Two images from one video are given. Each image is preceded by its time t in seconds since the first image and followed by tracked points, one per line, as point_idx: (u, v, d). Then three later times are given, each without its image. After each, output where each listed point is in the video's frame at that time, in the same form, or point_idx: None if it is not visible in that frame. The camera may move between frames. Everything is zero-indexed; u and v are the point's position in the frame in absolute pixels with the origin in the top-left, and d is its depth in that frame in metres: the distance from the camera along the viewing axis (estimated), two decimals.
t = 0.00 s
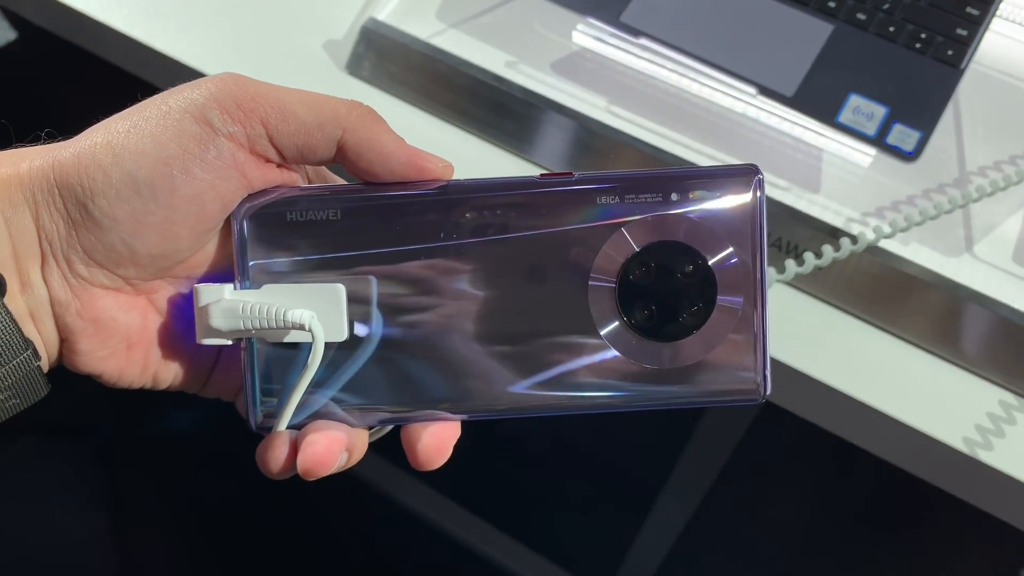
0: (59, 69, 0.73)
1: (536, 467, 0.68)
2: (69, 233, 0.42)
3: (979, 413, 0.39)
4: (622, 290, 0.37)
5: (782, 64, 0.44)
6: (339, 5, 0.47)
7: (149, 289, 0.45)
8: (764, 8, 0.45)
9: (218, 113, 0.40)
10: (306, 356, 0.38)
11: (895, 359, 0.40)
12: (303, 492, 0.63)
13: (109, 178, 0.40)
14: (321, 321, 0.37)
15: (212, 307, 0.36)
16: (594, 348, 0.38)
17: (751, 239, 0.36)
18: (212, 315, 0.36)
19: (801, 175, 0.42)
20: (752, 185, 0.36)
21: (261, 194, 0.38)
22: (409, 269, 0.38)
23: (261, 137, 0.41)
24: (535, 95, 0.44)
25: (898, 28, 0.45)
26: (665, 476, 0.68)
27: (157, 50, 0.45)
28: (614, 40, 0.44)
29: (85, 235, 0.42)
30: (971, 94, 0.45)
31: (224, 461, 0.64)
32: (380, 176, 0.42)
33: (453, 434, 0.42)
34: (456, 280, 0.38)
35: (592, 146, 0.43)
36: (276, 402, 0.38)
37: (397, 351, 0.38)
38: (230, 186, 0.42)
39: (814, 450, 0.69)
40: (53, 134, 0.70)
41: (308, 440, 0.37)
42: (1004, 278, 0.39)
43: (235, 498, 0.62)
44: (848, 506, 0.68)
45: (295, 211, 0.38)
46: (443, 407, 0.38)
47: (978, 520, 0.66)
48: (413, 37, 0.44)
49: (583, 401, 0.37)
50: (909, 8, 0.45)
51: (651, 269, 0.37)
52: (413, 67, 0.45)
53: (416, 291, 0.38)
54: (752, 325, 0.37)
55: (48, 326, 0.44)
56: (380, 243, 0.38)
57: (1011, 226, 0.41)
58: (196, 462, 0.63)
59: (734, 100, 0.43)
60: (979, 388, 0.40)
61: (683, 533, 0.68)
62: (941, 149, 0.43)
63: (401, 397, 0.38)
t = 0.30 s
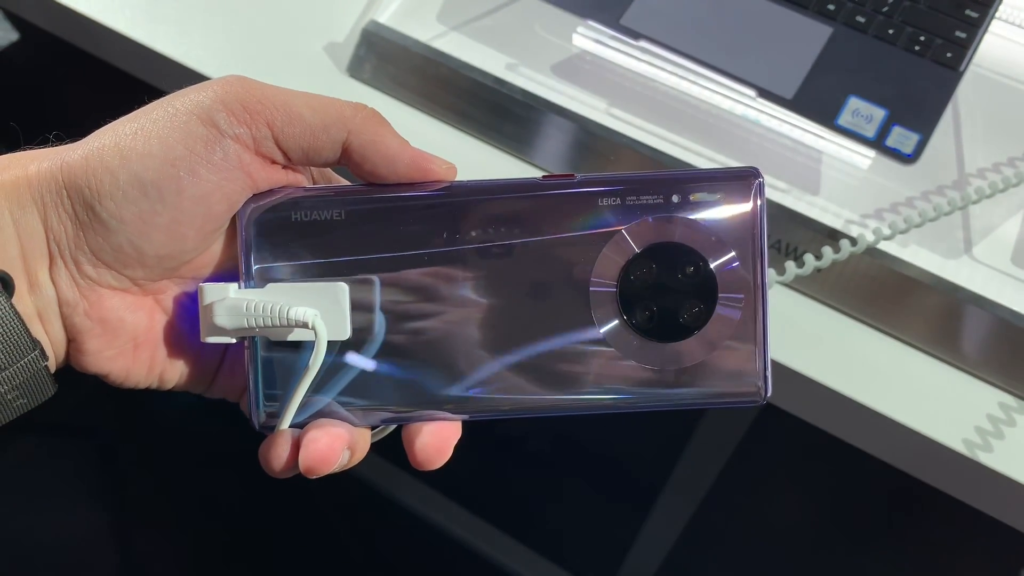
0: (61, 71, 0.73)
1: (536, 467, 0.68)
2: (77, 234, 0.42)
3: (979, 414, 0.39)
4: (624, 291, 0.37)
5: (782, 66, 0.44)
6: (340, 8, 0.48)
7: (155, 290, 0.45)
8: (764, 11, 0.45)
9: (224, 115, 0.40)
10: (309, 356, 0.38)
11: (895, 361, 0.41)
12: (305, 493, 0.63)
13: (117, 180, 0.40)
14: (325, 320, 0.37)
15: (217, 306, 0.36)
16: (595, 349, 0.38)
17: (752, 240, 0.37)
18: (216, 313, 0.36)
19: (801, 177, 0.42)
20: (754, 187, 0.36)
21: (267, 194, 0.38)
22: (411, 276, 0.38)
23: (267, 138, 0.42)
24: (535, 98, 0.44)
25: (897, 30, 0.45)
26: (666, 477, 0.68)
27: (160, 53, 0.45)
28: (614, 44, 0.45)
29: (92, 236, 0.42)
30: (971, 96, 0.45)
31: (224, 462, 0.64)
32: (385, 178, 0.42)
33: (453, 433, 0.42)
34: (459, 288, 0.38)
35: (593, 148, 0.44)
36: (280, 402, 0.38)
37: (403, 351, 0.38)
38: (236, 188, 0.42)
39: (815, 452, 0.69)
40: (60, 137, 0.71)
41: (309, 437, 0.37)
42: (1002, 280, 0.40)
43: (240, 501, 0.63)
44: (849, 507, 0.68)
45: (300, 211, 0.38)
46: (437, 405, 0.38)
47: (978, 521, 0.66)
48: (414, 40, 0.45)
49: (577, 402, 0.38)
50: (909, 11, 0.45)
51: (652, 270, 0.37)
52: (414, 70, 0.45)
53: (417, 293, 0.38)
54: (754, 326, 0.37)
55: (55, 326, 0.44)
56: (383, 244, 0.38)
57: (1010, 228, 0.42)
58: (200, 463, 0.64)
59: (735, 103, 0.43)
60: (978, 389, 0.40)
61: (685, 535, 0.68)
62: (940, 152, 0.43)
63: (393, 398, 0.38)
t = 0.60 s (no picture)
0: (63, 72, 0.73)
1: (537, 469, 0.68)
2: (81, 230, 0.42)
3: (982, 417, 0.39)
4: (625, 286, 0.37)
5: (783, 67, 0.44)
6: (341, 9, 0.48)
7: (159, 286, 0.45)
8: (765, 12, 0.45)
9: (227, 111, 0.40)
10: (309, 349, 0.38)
11: (898, 364, 0.40)
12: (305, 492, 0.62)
13: (121, 176, 0.40)
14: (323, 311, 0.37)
15: (218, 297, 0.37)
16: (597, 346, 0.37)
17: (755, 233, 0.36)
18: (216, 305, 0.36)
19: (802, 178, 0.42)
20: (757, 181, 0.36)
21: (269, 188, 0.39)
22: (411, 276, 0.38)
23: (269, 134, 0.42)
24: (535, 99, 0.44)
25: (898, 32, 0.45)
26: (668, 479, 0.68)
27: (161, 53, 0.45)
28: (614, 44, 0.45)
29: (96, 232, 0.42)
30: (972, 98, 0.45)
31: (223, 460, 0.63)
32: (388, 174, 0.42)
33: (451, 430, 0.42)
34: (474, 300, 0.38)
35: (594, 150, 0.44)
36: (280, 396, 0.38)
37: (403, 354, 0.38)
38: (238, 184, 0.43)
39: (816, 455, 0.69)
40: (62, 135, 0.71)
41: (308, 430, 0.37)
42: (1003, 282, 0.39)
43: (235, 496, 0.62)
44: (851, 510, 0.68)
45: (301, 204, 0.39)
46: (423, 398, 0.38)
47: (980, 525, 0.66)
48: (415, 41, 0.45)
49: (590, 398, 0.37)
50: (910, 13, 0.45)
51: (653, 263, 0.37)
52: (415, 71, 0.45)
53: (418, 293, 0.38)
54: (758, 319, 0.36)
55: (58, 322, 0.44)
56: (383, 242, 0.38)
57: (1012, 229, 0.41)
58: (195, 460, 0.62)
59: (735, 103, 0.43)
60: (981, 392, 0.40)
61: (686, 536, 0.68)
62: (941, 153, 0.43)
63: (387, 395, 0.38)
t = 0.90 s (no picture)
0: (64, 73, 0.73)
1: (537, 471, 0.68)
2: (84, 233, 0.42)
3: (984, 420, 0.39)
4: (626, 288, 0.37)
5: (784, 69, 0.44)
6: (341, 11, 0.48)
7: (161, 289, 0.45)
8: (766, 14, 0.45)
9: (230, 116, 0.40)
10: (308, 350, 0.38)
11: (899, 366, 0.40)
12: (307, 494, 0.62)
13: (125, 180, 0.40)
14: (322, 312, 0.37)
15: (217, 297, 0.37)
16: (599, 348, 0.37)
17: (757, 236, 0.36)
18: (216, 304, 0.37)
19: (803, 180, 0.42)
20: (758, 188, 0.36)
21: (272, 191, 0.39)
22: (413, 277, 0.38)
23: (272, 139, 0.42)
24: (536, 101, 0.44)
25: (899, 33, 0.45)
26: (669, 480, 0.68)
27: (163, 57, 0.45)
28: (615, 47, 0.45)
29: (100, 236, 0.42)
30: (973, 98, 0.45)
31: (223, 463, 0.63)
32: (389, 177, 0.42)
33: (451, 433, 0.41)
34: (489, 315, 0.38)
35: (596, 151, 0.44)
36: (279, 400, 0.38)
37: (402, 357, 0.38)
38: (241, 187, 0.43)
39: (817, 456, 0.69)
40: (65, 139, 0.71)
41: (306, 430, 0.37)
42: (1005, 283, 0.39)
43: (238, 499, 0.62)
44: (853, 512, 0.68)
45: (303, 206, 0.39)
46: (429, 400, 0.37)
47: (981, 524, 0.66)
48: (415, 43, 0.45)
49: (592, 403, 0.36)
50: (910, 14, 0.45)
51: (653, 266, 0.37)
52: (415, 73, 0.45)
53: (417, 295, 0.38)
54: (760, 323, 0.36)
55: (61, 324, 0.44)
56: (384, 246, 0.38)
57: (1013, 230, 0.41)
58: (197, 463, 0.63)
59: (736, 106, 0.43)
60: (982, 395, 0.40)
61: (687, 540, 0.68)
62: (942, 153, 0.43)
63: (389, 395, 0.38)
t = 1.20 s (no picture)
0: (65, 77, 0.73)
1: (538, 472, 0.68)
2: (88, 235, 0.42)
3: (986, 421, 0.39)
4: (626, 285, 0.37)
5: (783, 69, 0.44)
6: (341, 14, 0.48)
7: (164, 289, 0.45)
8: (765, 15, 0.46)
9: (234, 118, 0.40)
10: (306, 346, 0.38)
11: (901, 367, 0.40)
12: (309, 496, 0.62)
13: (130, 183, 0.40)
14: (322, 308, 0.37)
15: (218, 294, 0.37)
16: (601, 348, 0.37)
17: (756, 233, 0.37)
18: (217, 300, 0.37)
19: (802, 181, 0.42)
20: (757, 184, 0.37)
21: (275, 193, 0.40)
22: (414, 278, 0.38)
23: (275, 141, 0.42)
24: (536, 102, 0.44)
25: (898, 34, 0.45)
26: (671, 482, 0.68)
27: (163, 59, 0.46)
28: (614, 48, 0.45)
29: (105, 238, 0.42)
30: (972, 98, 0.45)
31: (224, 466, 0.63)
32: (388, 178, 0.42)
33: (451, 435, 0.42)
34: (513, 336, 0.37)
35: (597, 154, 0.44)
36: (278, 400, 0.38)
37: (403, 356, 0.37)
38: (245, 189, 0.43)
39: (818, 457, 0.69)
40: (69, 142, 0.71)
41: (302, 428, 0.37)
42: (1004, 283, 0.39)
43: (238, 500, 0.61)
44: (854, 513, 0.67)
45: (305, 206, 0.39)
46: (433, 398, 0.37)
47: (982, 525, 0.66)
48: (415, 45, 0.45)
49: (595, 403, 0.36)
50: (909, 14, 0.45)
51: (654, 263, 0.37)
52: (415, 75, 0.45)
53: (417, 296, 0.38)
54: (763, 321, 0.36)
55: (63, 325, 0.44)
56: (384, 245, 0.39)
57: (1012, 230, 0.41)
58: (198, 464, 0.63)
59: (735, 106, 0.43)
60: (984, 396, 0.40)
61: (689, 542, 0.68)
62: (941, 153, 0.43)
63: (386, 395, 0.37)
